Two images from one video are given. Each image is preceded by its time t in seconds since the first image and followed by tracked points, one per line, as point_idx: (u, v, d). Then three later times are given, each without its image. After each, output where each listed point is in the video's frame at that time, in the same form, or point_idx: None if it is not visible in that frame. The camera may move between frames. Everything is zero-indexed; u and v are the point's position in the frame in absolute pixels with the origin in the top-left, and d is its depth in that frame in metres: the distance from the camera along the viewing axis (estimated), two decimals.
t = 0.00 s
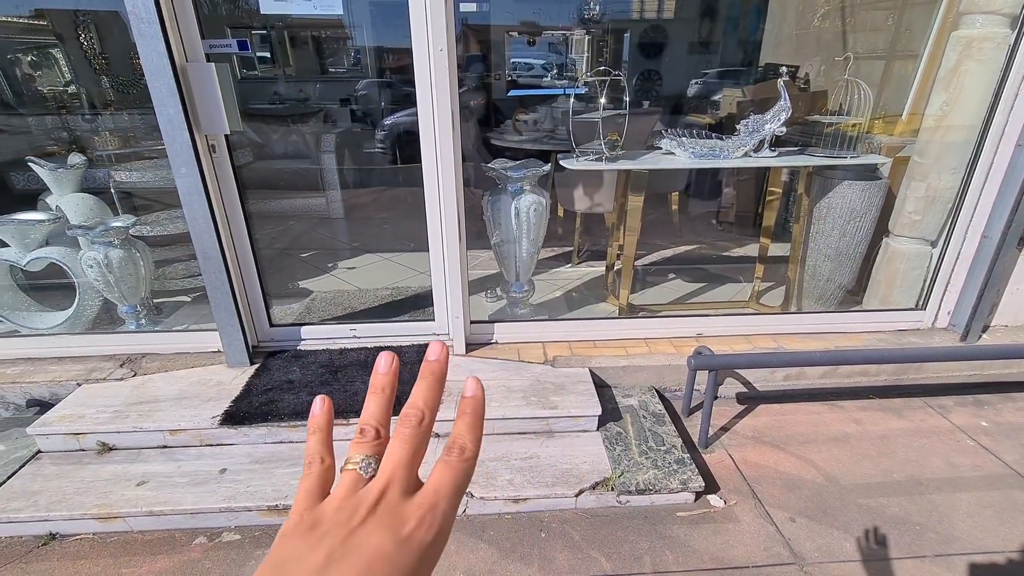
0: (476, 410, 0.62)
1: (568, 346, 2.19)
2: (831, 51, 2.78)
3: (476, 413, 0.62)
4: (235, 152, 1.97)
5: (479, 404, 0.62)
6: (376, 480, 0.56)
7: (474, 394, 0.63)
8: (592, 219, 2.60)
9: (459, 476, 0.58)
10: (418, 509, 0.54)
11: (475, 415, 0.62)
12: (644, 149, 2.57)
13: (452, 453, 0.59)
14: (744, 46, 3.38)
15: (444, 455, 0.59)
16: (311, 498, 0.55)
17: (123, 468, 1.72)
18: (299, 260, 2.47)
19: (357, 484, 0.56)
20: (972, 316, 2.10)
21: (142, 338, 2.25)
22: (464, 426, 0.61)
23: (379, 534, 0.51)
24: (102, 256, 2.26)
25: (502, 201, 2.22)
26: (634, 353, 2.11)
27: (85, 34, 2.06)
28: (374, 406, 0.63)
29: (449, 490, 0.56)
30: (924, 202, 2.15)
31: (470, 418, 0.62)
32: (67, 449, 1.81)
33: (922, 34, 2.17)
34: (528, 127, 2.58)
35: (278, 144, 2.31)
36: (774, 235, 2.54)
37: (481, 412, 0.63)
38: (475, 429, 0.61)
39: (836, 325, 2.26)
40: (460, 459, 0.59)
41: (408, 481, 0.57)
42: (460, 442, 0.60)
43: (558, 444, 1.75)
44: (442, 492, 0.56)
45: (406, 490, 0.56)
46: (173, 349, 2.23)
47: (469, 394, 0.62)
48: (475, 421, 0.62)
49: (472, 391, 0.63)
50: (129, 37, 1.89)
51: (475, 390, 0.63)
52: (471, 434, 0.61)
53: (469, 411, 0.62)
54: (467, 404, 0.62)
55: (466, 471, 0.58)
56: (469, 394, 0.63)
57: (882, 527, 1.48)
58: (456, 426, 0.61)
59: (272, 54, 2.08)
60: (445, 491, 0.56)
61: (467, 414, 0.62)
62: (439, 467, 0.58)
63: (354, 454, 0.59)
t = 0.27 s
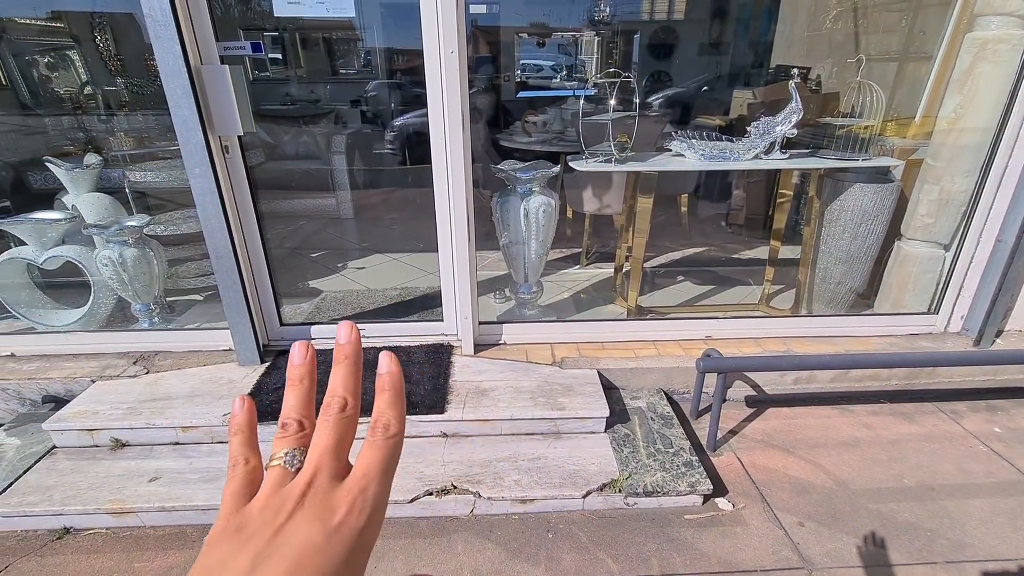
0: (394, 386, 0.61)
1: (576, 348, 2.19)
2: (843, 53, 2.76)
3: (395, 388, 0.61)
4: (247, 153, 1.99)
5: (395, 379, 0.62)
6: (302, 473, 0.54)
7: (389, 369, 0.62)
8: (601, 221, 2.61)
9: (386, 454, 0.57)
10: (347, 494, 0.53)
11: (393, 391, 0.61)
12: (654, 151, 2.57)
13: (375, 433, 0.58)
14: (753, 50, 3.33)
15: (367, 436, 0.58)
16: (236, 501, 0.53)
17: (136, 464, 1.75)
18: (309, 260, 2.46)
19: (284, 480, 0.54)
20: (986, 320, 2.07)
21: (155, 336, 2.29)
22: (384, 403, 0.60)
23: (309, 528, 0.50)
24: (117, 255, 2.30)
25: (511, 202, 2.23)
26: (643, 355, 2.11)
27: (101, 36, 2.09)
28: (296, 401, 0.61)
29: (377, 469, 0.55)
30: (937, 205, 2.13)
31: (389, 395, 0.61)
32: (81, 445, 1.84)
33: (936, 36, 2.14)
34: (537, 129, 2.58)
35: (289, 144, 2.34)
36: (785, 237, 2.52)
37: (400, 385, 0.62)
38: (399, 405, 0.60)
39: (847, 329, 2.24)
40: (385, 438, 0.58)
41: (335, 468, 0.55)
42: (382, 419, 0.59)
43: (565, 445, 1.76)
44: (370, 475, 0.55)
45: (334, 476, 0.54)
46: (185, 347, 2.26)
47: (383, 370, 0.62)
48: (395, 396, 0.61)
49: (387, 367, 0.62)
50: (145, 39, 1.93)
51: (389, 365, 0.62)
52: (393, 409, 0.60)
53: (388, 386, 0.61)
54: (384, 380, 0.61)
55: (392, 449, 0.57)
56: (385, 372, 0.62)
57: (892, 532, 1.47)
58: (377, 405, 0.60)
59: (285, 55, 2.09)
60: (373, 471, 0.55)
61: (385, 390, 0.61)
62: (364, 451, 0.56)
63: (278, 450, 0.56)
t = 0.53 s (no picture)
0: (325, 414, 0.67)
1: (590, 349, 2.18)
2: (867, 54, 2.72)
3: (324, 414, 0.67)
4: (270, 153, 2.03)
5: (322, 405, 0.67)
6: (247, 519, 0.58)
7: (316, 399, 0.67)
8: (617, 222, 2.61)
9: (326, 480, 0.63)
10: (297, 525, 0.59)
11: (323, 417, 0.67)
12: (672, 153, 2.58)
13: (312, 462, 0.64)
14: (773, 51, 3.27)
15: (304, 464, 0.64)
16: (181, 561, 0.56)
17: (159, 456, 1.79)
18: (326, 259, 2.49)
19: (233, 529, 0.58)
20: (1013, 328, 2.02)
21: (178, 331, 2.34)
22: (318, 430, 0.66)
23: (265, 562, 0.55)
24: (142, 252, 2.36)
25: (528, 203, 2.24)
26: (658, 357, 2.10)
27: (128, 39, 2.15)
28: (235, 452, 0.65)
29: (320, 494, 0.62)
30: (963, 210, 2.08)
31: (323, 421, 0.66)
32: (107, 437, 1.89)
33: (963, 36, 2.10)
34: (554, 130, 2.62)
35: (308, 145, 2.34)
36: (806, 241, 2.47)
37: (330, 410, 0.68)
38: (329, 428, 0.66)
39: (867, 334, 2.21)
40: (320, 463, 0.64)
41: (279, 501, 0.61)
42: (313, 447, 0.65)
43: (580, 447, 1.76)
44: (313, 504, 0.61)
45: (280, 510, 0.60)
46: (206, 343, 2.31)
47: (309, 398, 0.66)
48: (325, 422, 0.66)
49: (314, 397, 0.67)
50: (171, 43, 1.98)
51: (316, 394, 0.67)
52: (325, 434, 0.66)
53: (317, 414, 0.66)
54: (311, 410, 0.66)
55: (331, 475, 0.64)
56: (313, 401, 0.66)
57: (913, 542, 1.44)
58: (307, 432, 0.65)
59: (305, 57, 2.09)
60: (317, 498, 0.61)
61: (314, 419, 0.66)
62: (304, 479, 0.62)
63: (221, 500, 0.60)
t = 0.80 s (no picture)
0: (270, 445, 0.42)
1: (603, 352, 2.18)
2: (888, 56, 2.66)
3: (266, 446, 0.41)
4: (288, 153, 2.06)
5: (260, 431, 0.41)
6: None
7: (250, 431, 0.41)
8: (631, 224, 2.60)
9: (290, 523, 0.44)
10: None
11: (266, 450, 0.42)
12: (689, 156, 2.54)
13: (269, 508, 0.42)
14: (793, 52, 3.27)
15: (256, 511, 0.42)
16: None
17: (177, 450, 1.83)
18: (342, 258, 2.53)
19: None
20: None
21: (196, 327, 2.38)
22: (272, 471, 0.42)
23: None
24: (164, 250, 2.42)
25: (542, 204, 2.26)
26: (672, 360, 2.09)
27: (154, 41, 2.23)
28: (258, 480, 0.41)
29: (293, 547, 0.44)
30: (986, 215, 2.04)
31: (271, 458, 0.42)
32: (127, 430, 1.93)
33: (987, 39, 2.04)
34: (569, 132, 2.60)
35: (326, 146, 2.37)
36: (823, 245, 2.48)
37: (270, 434, 0.42)
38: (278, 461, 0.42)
39: (885, 340, 2.17)
40: (279, 501, 0.43)
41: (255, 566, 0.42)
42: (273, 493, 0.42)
43: (591, 448, 1.76)
44: (279, 551, 0.43)
45: None
46: (224, 339, 2.35)
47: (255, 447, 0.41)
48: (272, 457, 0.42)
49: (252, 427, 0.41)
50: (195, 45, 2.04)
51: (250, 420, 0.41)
52: (276, 468, 0.42)
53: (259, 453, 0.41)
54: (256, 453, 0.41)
55: (290, 512, 0.44)
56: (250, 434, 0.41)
57: (930, 553, 1.42)
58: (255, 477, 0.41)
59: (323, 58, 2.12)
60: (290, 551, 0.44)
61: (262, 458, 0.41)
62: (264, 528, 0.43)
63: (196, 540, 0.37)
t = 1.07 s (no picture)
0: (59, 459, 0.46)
1: (615, 352, 2.18)
2: (908, 57, 2.57)
3: (49, 460, 0.45)
4: (305, 154, 2.10)
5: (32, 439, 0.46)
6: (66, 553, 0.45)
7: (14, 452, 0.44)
8: (645, 226, 2.59)
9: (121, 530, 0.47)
10: None
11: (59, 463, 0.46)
12: (703, 156, 2.53)
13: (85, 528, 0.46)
14: (812, 50, 3.18)
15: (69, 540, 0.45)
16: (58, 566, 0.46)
17: (196, 444, 1.87)
18: (357, 258, 2.56)
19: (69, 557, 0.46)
20: None
21: (215, 325, 2.43)
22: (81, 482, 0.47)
23: None
24: (185, 248, 2.44)
25: (555, 205, 2.26)
26: (685, 362, 2.08)
27: (174, 44, 2.32)
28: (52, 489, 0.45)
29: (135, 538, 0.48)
30: (1010, 216, 2.00)
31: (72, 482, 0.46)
32: (148, 424, 1.98)
33: (1011, 37, 2.01)
34: (583, 133, 2.59)
35: (342, 147, 2.42)
36: (841, 246, 2.44)
37: (52, 448, 0.46)
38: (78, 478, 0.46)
39: (904, 344, 2.14)
40: (93, 520, 0.46)
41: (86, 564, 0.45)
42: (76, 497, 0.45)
43: (603, 449, 1.75)
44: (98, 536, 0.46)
45: None
46: (241, 337, 2.40)
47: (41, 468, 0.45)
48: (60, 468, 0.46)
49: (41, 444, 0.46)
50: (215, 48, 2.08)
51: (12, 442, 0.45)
52: (67, 485, 0.45)
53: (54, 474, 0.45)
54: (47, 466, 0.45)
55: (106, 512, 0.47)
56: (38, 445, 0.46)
57: (949, 560, 1.39)
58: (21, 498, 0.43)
59: (339, 61, 2.13)
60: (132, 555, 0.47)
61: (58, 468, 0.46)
62: (155, 503, 0.54)
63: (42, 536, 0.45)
